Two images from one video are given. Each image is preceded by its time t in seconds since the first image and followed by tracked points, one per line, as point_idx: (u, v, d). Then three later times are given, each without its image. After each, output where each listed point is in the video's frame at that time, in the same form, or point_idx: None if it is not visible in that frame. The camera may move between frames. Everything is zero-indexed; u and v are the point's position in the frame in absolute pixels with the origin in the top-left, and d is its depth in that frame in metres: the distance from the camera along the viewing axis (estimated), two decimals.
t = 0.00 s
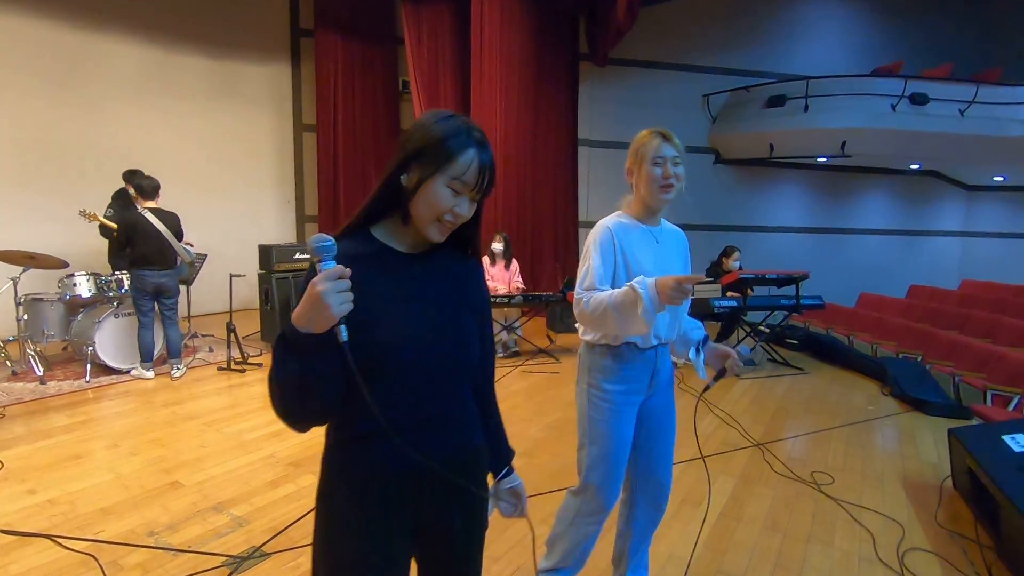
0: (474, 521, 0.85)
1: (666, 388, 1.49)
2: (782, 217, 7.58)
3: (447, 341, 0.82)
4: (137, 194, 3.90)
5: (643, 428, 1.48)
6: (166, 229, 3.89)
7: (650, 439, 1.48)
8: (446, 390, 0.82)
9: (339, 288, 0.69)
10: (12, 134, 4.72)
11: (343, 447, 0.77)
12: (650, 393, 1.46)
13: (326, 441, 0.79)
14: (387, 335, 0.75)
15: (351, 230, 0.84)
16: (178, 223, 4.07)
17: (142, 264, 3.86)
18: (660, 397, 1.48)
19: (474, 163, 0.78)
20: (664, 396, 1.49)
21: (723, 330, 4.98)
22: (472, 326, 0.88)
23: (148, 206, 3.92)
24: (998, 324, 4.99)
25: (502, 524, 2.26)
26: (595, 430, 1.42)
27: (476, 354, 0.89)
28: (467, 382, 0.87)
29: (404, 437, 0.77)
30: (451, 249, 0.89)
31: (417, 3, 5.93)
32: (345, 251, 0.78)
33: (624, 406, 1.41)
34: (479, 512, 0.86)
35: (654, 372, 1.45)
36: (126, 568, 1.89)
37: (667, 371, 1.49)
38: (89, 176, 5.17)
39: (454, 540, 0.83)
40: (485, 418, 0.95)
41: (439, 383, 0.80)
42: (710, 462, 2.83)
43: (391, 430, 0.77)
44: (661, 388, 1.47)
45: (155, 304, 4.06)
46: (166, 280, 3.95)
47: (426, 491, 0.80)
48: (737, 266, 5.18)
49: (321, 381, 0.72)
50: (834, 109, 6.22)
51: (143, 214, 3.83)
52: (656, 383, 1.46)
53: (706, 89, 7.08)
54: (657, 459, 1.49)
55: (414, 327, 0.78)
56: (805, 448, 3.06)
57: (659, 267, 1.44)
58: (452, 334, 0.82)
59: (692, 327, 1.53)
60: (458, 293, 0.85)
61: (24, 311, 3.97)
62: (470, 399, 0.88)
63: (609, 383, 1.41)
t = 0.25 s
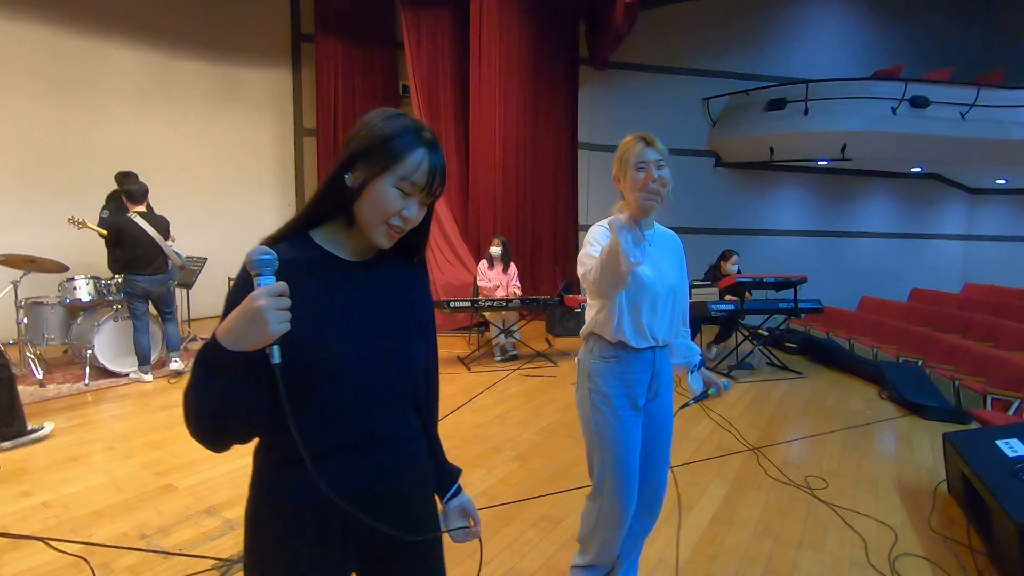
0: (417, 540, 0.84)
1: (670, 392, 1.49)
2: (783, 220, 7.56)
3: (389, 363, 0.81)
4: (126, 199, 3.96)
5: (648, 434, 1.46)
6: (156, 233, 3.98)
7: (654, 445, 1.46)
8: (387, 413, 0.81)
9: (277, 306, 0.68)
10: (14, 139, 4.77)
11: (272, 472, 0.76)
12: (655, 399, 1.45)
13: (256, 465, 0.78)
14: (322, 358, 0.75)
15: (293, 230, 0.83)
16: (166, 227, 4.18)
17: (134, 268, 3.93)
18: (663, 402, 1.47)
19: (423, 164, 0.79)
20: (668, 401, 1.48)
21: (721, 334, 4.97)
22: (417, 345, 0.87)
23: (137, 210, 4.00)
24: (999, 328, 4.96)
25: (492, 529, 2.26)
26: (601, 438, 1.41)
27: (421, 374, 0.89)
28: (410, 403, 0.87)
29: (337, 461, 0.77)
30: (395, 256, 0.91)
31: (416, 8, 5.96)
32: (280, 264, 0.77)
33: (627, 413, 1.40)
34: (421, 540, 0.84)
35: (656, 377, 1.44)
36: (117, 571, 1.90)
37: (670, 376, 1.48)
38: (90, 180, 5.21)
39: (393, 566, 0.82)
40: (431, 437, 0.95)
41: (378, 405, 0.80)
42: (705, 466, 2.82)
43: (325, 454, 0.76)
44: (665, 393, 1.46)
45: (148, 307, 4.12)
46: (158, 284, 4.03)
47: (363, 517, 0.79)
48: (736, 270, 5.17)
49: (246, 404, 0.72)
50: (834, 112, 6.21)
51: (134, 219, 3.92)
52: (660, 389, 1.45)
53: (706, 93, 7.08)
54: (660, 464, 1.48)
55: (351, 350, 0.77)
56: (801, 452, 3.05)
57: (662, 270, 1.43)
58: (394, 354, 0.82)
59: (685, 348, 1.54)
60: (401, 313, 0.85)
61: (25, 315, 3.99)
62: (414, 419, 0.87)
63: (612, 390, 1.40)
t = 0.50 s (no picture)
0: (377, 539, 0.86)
1: (655, 398, 1.48)
2: (783, 224, 7.56)
3: (347, 365, 0.83)
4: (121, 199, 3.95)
5: (630, 440, 1.46)
6: (152, 232, 3.96)
7: (636, 452, 1.46)
8: (347, 415, 0.83)
9: (238, 316, 0.70)
10: (18, 140, 4.82)
11: (228, 477, 0.77)
12: (636, 403, 1.45)
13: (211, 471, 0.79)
14: (280, 364, 0.76)
15: (242, 234, 0.84)
16: (162, 226, 4.18)
17: (131, 268, 3.93)
18: (645, 409, 1.46)
19: (374, 160, 0.81)
20: (653, 409, 1.47)
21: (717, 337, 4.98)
22: (378, 345, 0.90)
23: (132, 210, 3.99)
24: (998, 333, 4.94)
25: (479, 529, 2.27)
26: (581, 438, 1.42)
27: (382, 374, 0.91)
28: (371, 403, 0.89)
29: (297, 464, 0.78)
30: (353, 254, 0.94)
31: (417, 12, 6.01)
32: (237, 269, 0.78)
33: (607, 415, 1.41)
34: (383, 533, 0.87)
35: (639, 382, 1.44)
36: (104, 567, 1.92)
37: (655, 383, 1.47)
38: (92, 180, 5.25)
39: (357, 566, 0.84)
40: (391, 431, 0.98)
41: (338, 406, 0.81)
42: (696, 469, 2.82)
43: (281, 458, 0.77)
44: (648, 400, 1.46)
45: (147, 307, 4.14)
46: (155, 283, 4.03)
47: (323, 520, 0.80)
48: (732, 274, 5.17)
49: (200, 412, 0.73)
50: (834, 117, 6.20)
51: (129, 219, 3.91)
52: (643, 394, 1.45)
53: (706, 97, 7.10)
54: (640, 473, 1.47)
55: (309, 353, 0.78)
56: (793, 456, 3.05)
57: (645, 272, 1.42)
58: (353, 355, 0.84)
59: (667, 357, 1.54)
60: (360, 315, 0.87)
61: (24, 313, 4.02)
62: (375, 419, 0.89)
63: (592, 391, 1.42)
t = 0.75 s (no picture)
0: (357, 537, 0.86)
1: (637, 400, 1.47)
2: (789, 228, 7.52)
3: (328, 370, 0.83)
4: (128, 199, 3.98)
5: (609, 440, 1.47)
6: (159, 229, 4.01)
7: (615, 453, 1.47)
8: (328, 413, 0.83)
9: (223, 317, 0.71)
10: (28, 139, 4.88)
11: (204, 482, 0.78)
12: (615, 405, 1.45)
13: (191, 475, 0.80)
14: (258, 370, 0.77)
15: (230, 227, 0.84)
16: (168, 224, 4.23)
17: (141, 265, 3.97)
18: (626, 411, 1.46)
19: (363, 154, 0.82)
20: (633, 411, 1.47)
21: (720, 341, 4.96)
22: (362, 348, 0.90)
23: (138, 210, 4.02)
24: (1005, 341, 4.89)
25: (473, 530, 2.28)
26: (557, 438, 1.44)
27: (364, 373, 0.91)
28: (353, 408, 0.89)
29: (273, 470, 0.78)
30: (339, 252, 0.94)
31: (422, 14, 6.06)
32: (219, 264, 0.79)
33: (582, 415, 1.42)
34: (363, 540, 0.87)
35: (618, 383, 1.44)
36: (100, 561, 1.94)
37: (637, 385, 1.46)
38: (100, 180, 5.31)
39: (334, 572, 0.84)
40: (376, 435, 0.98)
41: (316, 411, 0.82)
42: (693, 473, 2.81)
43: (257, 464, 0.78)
44: (628, 402, 1.46)
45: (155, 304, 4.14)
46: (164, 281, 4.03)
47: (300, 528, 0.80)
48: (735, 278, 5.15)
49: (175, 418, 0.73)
50: (841, 121, 6.17)
51: (137, 219, 3.96)
52: (623, 396, 1.45)
53: (712, 100, 7.08)
54: (620, 474, 1.48)
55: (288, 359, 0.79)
56: (791, 461, 3.03)
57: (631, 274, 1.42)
58: (334, 360, 0.84)
59: (654, 362, 1.53)
60: (343, 319, 0.87)
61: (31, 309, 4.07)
62: (357, 422, 0.89)
63: (569, 392, 1.43)
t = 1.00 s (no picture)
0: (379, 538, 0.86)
1: (621, 398, 1.47)
2: (795, 229, 7.48)
3: (354, 370, 0.82)
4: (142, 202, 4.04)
5: (592, 437, 1.47)
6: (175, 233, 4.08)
7: (600, 450, 1.47)
8: (352, 414, 0.82)
9: (274, 312, 0.70)
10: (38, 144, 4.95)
11: (222, 485, 0.76)
12: (597, 402, 1.45)
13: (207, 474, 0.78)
14: (286, 368, 0.75)
15: (254, 230, 0.81)
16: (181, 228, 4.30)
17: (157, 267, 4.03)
18: (609, 408, 1.46)
19: (387, 145, 0.79)
20: (618, 408, 1.46)
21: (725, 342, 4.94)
22: (382, 350, 0.87)
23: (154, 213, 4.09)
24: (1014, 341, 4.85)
25: (478, 530, 2.28)
26: (538, 435, 1.45)
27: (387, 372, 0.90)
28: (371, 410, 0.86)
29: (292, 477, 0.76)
30: (357, 249, 0.91)
31: (427, 18, 6.09)
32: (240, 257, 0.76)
33: (563, 412, 1.43)
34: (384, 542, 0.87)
35: (602, 381, 1.44)
36: (108, 558, 1.96)
37: (621, 382, 1.47)
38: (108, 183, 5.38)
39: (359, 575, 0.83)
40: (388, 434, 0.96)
41: (335, 415, 0.80)
42: (697, 473, 2.81)
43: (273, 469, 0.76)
44: (611, 399, 1.46)
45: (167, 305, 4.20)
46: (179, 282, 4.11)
47: (312, 537, 0.78)
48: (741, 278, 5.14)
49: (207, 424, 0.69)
50: (846, 120, 6.14)
51: (153, 220, 4.00)
52: (606, 393, 1.45)
53: (717, 101, 7.07)
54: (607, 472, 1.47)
55: (305, 364, 0.77)
56: (797, 461, 3.02)
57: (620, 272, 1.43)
58: (355, 363, 0.82)
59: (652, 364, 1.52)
60: (366, 318, 0.85)
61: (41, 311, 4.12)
62: (378, 422, 0.88)
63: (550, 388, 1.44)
